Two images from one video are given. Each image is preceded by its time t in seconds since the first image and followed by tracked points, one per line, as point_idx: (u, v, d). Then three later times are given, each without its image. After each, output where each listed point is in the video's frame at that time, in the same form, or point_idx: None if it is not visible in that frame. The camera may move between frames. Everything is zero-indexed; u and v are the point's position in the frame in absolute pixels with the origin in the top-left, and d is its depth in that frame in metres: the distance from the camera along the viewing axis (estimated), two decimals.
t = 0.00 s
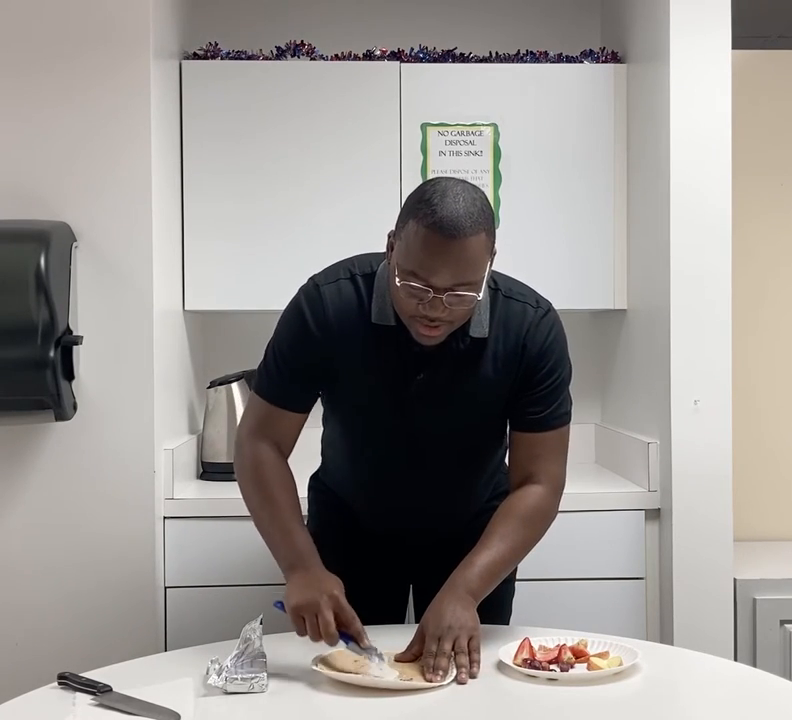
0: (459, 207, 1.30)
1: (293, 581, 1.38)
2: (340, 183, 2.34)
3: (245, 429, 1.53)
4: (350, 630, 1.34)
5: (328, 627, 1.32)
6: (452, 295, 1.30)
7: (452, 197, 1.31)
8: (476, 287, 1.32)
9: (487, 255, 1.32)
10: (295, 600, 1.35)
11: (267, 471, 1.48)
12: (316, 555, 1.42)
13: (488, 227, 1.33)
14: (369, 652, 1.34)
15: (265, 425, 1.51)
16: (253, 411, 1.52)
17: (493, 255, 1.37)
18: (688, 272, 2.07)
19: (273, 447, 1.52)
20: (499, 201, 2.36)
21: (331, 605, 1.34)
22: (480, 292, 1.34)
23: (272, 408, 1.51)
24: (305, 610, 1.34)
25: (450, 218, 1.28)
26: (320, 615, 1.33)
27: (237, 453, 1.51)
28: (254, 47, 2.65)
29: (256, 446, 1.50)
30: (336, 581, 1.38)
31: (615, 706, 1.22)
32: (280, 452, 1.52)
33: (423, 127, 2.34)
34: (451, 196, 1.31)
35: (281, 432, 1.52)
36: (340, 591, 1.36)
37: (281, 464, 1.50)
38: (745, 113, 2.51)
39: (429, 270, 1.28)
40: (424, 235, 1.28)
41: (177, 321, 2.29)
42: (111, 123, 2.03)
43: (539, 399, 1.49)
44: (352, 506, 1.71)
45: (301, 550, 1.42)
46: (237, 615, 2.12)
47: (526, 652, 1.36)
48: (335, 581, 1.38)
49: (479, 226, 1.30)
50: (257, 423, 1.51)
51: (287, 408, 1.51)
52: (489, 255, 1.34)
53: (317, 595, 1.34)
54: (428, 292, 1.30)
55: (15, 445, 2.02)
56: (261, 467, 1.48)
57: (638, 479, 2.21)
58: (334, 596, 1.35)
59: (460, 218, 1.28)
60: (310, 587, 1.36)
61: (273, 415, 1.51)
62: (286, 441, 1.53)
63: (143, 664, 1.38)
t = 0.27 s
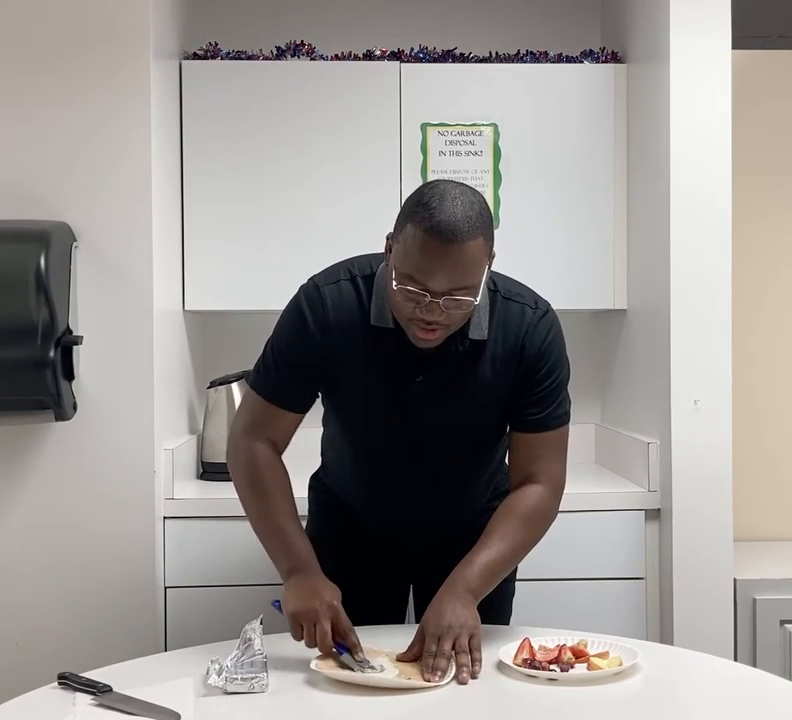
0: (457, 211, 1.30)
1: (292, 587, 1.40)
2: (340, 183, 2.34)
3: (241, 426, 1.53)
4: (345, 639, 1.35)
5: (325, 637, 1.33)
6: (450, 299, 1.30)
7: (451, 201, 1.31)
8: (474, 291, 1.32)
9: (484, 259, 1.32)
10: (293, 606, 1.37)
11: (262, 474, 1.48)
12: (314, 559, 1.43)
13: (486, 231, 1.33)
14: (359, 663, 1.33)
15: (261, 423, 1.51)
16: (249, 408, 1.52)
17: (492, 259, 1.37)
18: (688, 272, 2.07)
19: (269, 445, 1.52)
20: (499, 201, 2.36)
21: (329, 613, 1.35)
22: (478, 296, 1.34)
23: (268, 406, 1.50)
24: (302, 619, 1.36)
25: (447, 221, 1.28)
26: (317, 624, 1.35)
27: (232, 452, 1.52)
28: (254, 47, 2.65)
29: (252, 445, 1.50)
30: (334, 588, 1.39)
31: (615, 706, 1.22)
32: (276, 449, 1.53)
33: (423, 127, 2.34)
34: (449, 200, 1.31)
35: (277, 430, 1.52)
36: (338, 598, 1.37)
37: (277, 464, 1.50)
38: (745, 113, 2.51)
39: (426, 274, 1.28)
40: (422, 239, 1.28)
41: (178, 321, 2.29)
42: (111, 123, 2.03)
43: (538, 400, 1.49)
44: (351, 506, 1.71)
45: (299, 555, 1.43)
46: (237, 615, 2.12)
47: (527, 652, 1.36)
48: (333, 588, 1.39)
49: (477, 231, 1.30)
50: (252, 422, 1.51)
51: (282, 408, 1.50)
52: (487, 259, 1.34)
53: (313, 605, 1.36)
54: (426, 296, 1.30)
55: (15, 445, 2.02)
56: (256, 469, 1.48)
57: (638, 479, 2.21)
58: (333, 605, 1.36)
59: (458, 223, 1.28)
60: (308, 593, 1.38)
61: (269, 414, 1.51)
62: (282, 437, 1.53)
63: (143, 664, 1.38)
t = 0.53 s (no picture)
0: (462, 207, 1.30)
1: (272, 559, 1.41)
2: (341, 183, 2.34)
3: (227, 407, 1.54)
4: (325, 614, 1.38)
5: (306, 611, 1.36)
6: (454, 295, 1.30)
7: (456, 198, 1.31)
8: (477, 288, 1.32)
9: (488, 256, 1.32)
10: (274, 580, 1.39)
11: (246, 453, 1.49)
12: (297, 531, 1.44)
13: (491, 228, 1.33)
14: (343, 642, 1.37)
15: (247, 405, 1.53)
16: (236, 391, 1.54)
17: (495, 256, 1.37)
18: (688, 272, 2.07)
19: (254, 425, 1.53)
20: (499, 201, 2.36)
21: (309, 589, 1.38)
22: (481, 293, 1.34)
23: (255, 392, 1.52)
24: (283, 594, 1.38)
25: (452, 218, 1.28)
26: (299, 600, 1.37)
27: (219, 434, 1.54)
28: (254, 47, 2.65)
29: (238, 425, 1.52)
30: (317, 562, 1.41)
31: (615, 706, 1.22)
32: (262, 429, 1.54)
33: (423, 127, 2.34)
34: (454, 196, 1.31)
35: (263, 414, 1.53)
36: (319, 574, 1.40)
37: (262, 447, 1.52)
38: (745, 113, 2.51)
39: (430, 270, 1.28)
40: (426, 235, 1.28)
41: (177, 321, 2.29)
42: (111, 123, 2.03)
43: (539, 399, 1.49)
44: (352, 505, 1.71)
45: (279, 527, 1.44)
46: (236, 615, 2.12)
47: (527, 652, 1.36)
48: (314, 561, 1.41)
49: (482, 227, 1.30)
50: (241, 406, 1.53)
51: (272, 401, 1.52)
52: (491, 256, 1.34)
53: (292, 579, 1.38)
54: (430, 292, 1.30)
55: (15, 445, 2.02)
56: (242, 448, 1.50)
57: (638, 479, 2.21)
58: (313, 581, 1.38)
59: (463, 218, 1.28)
60: (290, 567, 1.39)
61: (255, 397, 1.52)
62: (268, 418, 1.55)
63: (143, 664, 1.38)
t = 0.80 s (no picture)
0: (453, 204, 1.30)
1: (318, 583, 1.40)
2: (341, 183, 2.34)
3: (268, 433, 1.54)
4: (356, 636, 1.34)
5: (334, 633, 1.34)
6: (446, 292, 1.30)
7: (447, 194, 1.31)
8: (470, 284, 1.32)
9: (481, 252, 1.32)
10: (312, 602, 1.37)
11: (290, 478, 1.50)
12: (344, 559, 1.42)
13: (483, 224, 1.33)
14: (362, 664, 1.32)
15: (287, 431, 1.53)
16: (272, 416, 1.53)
17: (489, 252, 1.37)
18: (688, 272, 2.07)
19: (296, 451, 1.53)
20: (499, 201, 2.36)
21: (341, 612, 1.35)
22: (474, 290, 1.34)
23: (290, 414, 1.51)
24: (317, 615, 1.36)
25: (443, 214, 1.28)
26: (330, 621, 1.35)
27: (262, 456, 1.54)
28: (254, 47, 2.65)
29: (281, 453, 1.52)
30: (359, 588, 1.38)
31: (615, 706, 1.22)
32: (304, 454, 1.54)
33: (423, 127, 2.34)
34: (445, 193, 1.31)
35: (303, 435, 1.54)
36: (356, 598, 1.36)
37: (306, 470, 1.52)
38: (745, 113, 2.51)
39: (422, 266, 1.28)
40: (418, 231, 1.28)
41: (177, 321, 2.29)
42: (112, 123, 2.03)
43: (536, 399, 1.49)
44: (349, 505, 1.71)
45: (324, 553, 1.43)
46: (236, 615, 2.12)
47: (526, 652, 1.36)
48: (355, 586, 1.38)
49: (473, 223, 1.30)
50: (277, 429, 1.53)
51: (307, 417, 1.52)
52: (484, 253, 1.33)
53: (327, 605, 1.35)
54: (421, 289, 1.30)
55: (15, 445, 2.02)
56: (285, 472, 1.50)
57: (638, 479, 2.21)
58: (345, 604, 1.35)
59: (454, 215, 1.28)
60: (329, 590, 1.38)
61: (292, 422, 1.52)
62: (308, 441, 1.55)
63: (143, 664, 1.38)
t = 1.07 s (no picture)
0: (449, 205, 1.30)
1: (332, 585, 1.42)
2: (340, 183, 2.34)
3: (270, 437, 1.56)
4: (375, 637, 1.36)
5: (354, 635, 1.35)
6: (444, 294, 1.30)
7: (443, 196, 1.31)
8: (468, 285, 1.32)
9: (479, 253, 1.32)
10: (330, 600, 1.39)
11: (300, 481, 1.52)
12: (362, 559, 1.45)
13: (480, 225, 1.33)
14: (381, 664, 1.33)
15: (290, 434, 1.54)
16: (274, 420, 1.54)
17: (487, 253, 1.37)
18: (688, 273, 2.07)
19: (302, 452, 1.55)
20: (499, 201, 2.36)
21: (359, 612, 1.36)
22: (473, 291, 1.34)
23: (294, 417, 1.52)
24: (336, 616, 1.37)
25: (439, 216, 1.28)
26: (348, 621, 1.36)
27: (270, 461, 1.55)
28: (254, 47, 2.65)
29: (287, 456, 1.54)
30: (376, 588, 1.40)
31: (615, 706, 1.22)
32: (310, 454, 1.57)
33: (423, 128, 2.34)
34: (441, 195, 1.31)
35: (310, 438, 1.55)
36: (375, 600, 1.37)
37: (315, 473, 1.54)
38: (745, 113, 2.51)
39: (419, 269, 1.29)
40: (414, 234, 1.28)
41: (177, 321, 2.29)
42: (111, 123, 2.03)
43: (537, 399, 1.49)
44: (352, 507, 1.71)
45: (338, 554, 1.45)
46: (236, 615, 2.12)
47: (527, 652, 1.36)
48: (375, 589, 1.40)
49: (470, 224, 1.30)
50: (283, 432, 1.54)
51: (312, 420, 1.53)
52: (481, 254, 1.33)
53: (347, 604, 1.37)
54: (420, 291, 1.30)
55: (15, 445, 2.02)
56: (295, 476, 1.52)
57: (638, 479, 2.21)
58: (365, 604, 1.36)
59: (450, 217, 1.28)
60: (348, 589, 1.40)
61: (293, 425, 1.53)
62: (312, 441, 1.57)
63: (143, 664, 1.38)
